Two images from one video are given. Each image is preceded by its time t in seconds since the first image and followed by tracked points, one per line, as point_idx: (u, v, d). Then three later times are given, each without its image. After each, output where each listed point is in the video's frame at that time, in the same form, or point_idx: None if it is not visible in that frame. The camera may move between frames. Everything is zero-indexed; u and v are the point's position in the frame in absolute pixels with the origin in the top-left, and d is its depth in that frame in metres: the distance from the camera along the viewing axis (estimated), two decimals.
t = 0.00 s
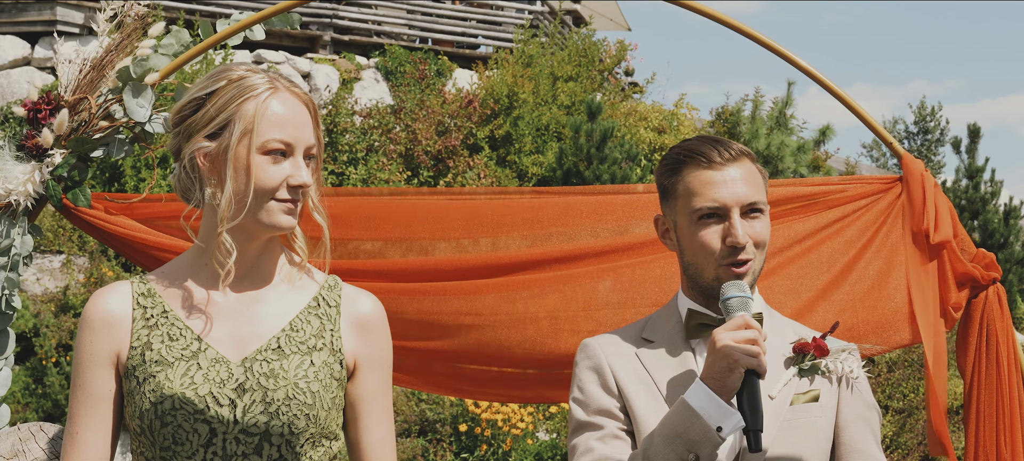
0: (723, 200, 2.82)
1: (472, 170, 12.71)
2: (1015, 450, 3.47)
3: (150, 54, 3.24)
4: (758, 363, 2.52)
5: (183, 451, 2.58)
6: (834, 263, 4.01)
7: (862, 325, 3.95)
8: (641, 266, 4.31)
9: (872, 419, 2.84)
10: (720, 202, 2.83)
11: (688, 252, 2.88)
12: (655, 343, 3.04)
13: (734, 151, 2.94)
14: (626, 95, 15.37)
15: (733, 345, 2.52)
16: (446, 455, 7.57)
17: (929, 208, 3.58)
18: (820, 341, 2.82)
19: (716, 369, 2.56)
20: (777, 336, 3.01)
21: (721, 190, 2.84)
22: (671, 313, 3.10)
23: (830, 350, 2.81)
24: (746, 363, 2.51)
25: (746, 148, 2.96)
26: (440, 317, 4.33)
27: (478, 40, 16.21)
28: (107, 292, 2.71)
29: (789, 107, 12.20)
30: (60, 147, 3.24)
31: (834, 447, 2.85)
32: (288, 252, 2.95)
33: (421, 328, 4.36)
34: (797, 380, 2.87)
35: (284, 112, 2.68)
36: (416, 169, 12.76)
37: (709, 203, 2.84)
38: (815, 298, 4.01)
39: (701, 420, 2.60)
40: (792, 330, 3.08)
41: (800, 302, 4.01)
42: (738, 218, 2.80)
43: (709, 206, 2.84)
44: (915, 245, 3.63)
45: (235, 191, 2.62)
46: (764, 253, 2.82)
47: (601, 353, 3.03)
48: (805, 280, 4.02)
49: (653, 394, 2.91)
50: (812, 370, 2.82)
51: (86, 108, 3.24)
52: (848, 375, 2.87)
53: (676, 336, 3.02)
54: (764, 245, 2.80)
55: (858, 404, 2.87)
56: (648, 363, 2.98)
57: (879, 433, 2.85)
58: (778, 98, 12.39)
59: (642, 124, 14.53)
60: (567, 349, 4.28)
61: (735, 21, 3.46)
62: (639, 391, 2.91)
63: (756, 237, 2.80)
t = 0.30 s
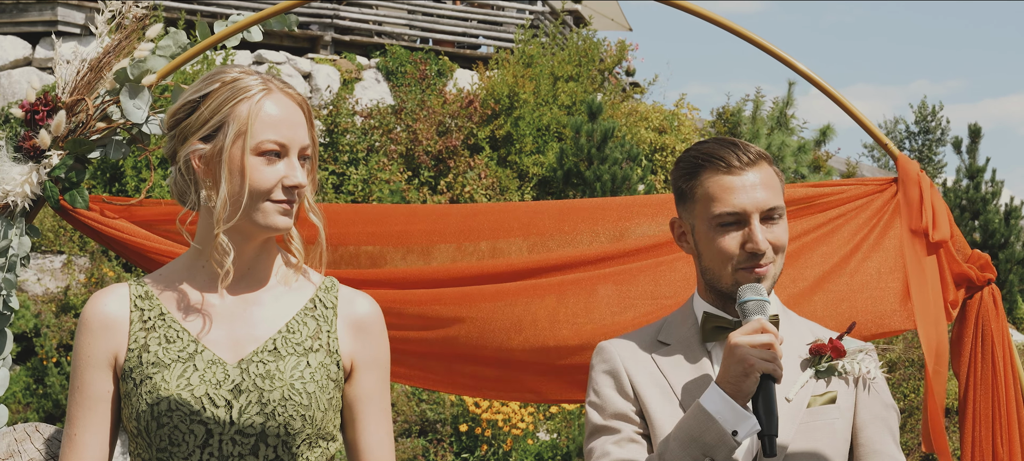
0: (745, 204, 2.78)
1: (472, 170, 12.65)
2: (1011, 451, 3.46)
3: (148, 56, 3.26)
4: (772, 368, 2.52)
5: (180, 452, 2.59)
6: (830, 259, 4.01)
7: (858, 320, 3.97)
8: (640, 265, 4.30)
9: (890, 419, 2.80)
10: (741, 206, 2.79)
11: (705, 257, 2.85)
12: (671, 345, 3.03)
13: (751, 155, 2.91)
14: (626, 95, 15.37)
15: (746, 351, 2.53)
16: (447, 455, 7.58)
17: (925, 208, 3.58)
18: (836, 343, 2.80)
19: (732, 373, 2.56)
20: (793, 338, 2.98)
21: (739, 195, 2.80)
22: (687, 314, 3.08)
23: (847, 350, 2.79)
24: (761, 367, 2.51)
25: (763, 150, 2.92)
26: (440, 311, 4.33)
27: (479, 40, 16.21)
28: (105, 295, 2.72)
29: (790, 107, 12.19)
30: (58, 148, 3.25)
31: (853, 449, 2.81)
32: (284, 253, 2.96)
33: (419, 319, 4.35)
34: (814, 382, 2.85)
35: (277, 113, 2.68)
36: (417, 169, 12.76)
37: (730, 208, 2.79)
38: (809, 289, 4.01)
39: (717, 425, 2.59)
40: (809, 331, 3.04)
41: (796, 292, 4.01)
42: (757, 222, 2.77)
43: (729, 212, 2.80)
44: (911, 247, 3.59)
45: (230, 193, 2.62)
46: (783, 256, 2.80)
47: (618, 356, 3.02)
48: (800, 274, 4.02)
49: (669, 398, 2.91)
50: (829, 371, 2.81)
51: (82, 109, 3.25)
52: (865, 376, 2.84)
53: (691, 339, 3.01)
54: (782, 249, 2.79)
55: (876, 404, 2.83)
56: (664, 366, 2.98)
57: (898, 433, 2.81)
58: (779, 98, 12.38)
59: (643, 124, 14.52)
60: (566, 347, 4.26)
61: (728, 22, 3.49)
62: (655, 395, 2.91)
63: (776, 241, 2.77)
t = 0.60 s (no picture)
0: (741, 231, 2.67)
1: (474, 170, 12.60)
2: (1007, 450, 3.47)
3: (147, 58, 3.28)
4: (761, 408, 2.46)
5: (176, 452, 2.60)
6: (824, 263, 4.02)
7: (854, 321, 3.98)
8: (639, 271, 4.31)
9: (897, 422, 2.77)
10: (736, 232, 2.67)
11: (699, 270, 2.80)
12: (676, 348, 3.00)
13: (761, 171, 2.76)
14: (629, 95, 15.37)
15: (736, 389, 2.49)
16: (449, 455, 7.58)
17: (920, 207, 3.59)
18: (841, 347, 2.78)
19: (723, 411, 2.55)
20: (798, 341, 2.94)
21: (738, 222, 2.67)
22: (694, 317, 3.04)
23: (851, 354, 2.78)
24: (750, 407, 2.46)
25: (773, 166, 2.76)
26: (435, 319, 4.35)
27: (481, 40, 16.23)
28: (104, 294, 2.73)
29: (791, 107, 12.19)
30: (57, 150, 3.27)
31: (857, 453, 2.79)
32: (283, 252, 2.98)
33: (418, 329, 4.38)
34: (818, 387, 2.83)
35: (275, 114, 2.69)
36: (418, 169, 12.78)
37: (725, 233, 2.68)
38: (802, 298, 4.00)
39: (700, 460, 2.61)
40: (815, 331, 3.00)
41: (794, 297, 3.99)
42: (753, 253, 2.66)
43: (728, 234, 2.68)
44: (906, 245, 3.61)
45: (227, 193, 2.64)
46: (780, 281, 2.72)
47: (620, 360, 3.04)
48: (796, 278, 4.02)
49: (668, 403, 2.91)
50: (834, 374, 2.80)
51: (82, 111, 3.26)
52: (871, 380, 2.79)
53: (695, 342, 2.98)
54: (778, 276, 2.68)
55: (881, 408, 2.79)
56: (666, 370, 2.97)
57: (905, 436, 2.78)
58: (780, 98, 12.38)
59: (645, 124, 14.51)
60: (565, 351, 4.27)
61: (723, 24, 3.51)
62: (654, 402, 2.92)
63: (772, 268, 2.68)
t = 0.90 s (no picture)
0: (728, 234, 2.66)
1: (476, 170, 12.54)
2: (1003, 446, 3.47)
3: (141, 57, 3.28)
4: None
5: (170, 451, 2.60)
6: (819, 264, 4.02)
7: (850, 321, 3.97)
8: (635, 273, 4.30)
9: (890, 426, 2.72)
10: (724, 237, 2.67)
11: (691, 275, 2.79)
12: (666, 344, 3.00)
13: (748, 173, 2.76)
14: (631, 95, 15.36)
15: (687, 456, 2.45)
16: (450, 456, 7.55)
17: (915, 206, 3.58)
18: (832, 348, 2.78)
19: None
20: (790, 341, 2.93)
21: (726, 226, 2.67)
22: (686, 315, 3.03)
23: (842, 357, 2.77)
24: None
25: (760, 168, 2.76)
26: (429, 322, 4.36)
27: (482, 40, 16.22)
28: (99, 292, 2.73)
29: (793, 107, 12.18)
30: (52, 149, 3.27)
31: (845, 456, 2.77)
32: (279, 252, 2.97)
33: (415, 333, 4.38)
34: (806, 388, 2.82)
35: (270, 114, 2.68)
36: (420, 169, 12.77)
37: (712, 237, 2.68)
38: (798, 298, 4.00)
39: None
40: (808, 331, 2.99)
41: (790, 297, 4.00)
42: (741, 256, 2.65)
43: (719, 235, 2.67)
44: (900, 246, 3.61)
45: (221, 192, 2.63)
46: (771, 282, 2.70)
47: (610, 356, 3.04)
48: (791, 279, 4.02)
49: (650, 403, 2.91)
50: (823, 376, 2.79)
51: (76, 110, 3.27)
52: (860, 384, 2.79)
53: (684, 339, 2.98)
54: (769, 277, 2.67)
55: (872, 411, 2.77)
56: (654, 368, 2.97)
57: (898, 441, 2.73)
58: (782, 98, 12.36)
59: (647, 124, 14.49)
60: (561, 353, 4.27)
61: (718, 23, 3.50)
62: (637, 402, 2.93)
63: (763, 270, 2.67)
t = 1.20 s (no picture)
0: (703, 229, 2.66)
1: (480, 170, 12.58)
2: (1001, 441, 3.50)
3: (139, 57, 3.28)
4: (667, 447, 2.41)
5: (165, 449, 2.60)
6: (816, 262, 4.01)
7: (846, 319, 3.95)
8: (629, 271, 4.29)
9: (871, 420, 2.72)
10: (699, 231, 2.66)
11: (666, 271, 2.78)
12: (650, 338, 2.99)
13: (726, 168, 2.75)
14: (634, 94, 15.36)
15: (639, 430, 2.47)
16: (454, 455, 7.51)
17: (913, 204, 3.55)
18: (811, 341, 2.76)
19: (630, 453, 2.53)
20: (771, 335, 2.93)
21: (700, 221, 2.66)
22: (672, 310, 3.03)
23: (821, 349, 2.75)
24: (652, 447, 2.43)
25: (738, 164, 2.76)
26: (424, 319, 4.36)
27: (486, 40, 16.22)
28: (96, 291, 2.74)
29: (796, 107, 12.16)
30: (49, 149, 3.28)
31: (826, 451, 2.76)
32: (276, 252, 2.97)
33: (411, 330, 4.39)
34: (786, 382, 2.82)
35: (262, 114, 2.68)
36: (424, 169, 12.77)
37: (688, 232, 2.68)
38: (794, 295, 4.00)
39: None
40: (791, 327, 2.99)
41: (784, 295, 4.00)
42: (717, 250, 2.65)
43: (694, 230, 2.67)
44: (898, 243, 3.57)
45: (213, 191, 2.64)
46: (747, 278, 2.71)
47: (595, 351, 3.05)
48: (785, 277, 4.02)
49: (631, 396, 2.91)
50: (803, 369, 2.79)
51: (74, 110, 3.28)
52: (840, 377, 2.79)
53: (668, 334, 2.97)
54: (746, 272, 2.67)
55: (852, 405, 2.78)
56: (637, 361, 2.96)
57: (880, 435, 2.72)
58: (786, 98, 12.33)
59: (651, 123, 14.47)
60: (556, 351, 4.27)
61: (715, 20, 3.49)
62: (618, 394, 2.93)
63: (740, 265, 2.67)
